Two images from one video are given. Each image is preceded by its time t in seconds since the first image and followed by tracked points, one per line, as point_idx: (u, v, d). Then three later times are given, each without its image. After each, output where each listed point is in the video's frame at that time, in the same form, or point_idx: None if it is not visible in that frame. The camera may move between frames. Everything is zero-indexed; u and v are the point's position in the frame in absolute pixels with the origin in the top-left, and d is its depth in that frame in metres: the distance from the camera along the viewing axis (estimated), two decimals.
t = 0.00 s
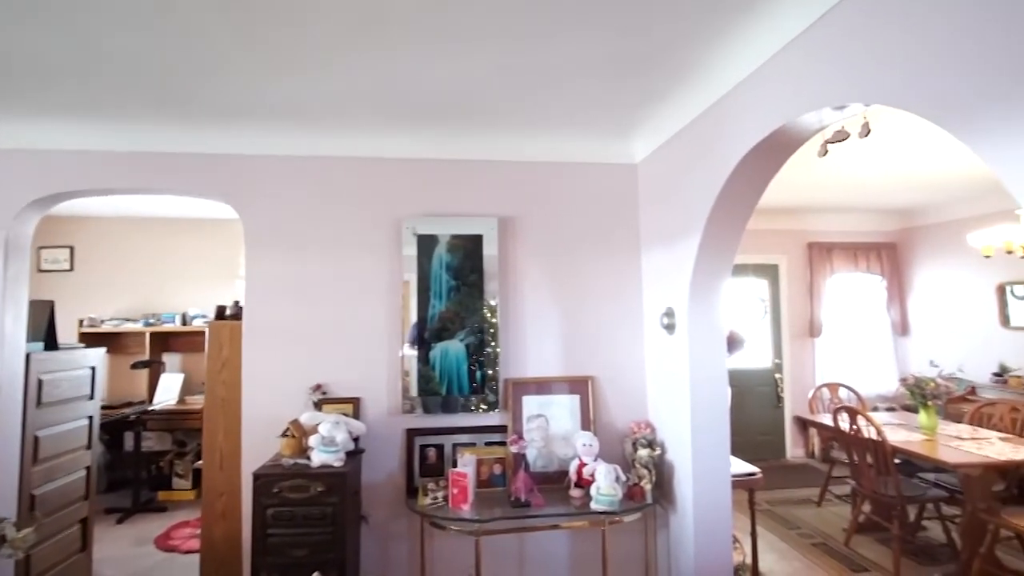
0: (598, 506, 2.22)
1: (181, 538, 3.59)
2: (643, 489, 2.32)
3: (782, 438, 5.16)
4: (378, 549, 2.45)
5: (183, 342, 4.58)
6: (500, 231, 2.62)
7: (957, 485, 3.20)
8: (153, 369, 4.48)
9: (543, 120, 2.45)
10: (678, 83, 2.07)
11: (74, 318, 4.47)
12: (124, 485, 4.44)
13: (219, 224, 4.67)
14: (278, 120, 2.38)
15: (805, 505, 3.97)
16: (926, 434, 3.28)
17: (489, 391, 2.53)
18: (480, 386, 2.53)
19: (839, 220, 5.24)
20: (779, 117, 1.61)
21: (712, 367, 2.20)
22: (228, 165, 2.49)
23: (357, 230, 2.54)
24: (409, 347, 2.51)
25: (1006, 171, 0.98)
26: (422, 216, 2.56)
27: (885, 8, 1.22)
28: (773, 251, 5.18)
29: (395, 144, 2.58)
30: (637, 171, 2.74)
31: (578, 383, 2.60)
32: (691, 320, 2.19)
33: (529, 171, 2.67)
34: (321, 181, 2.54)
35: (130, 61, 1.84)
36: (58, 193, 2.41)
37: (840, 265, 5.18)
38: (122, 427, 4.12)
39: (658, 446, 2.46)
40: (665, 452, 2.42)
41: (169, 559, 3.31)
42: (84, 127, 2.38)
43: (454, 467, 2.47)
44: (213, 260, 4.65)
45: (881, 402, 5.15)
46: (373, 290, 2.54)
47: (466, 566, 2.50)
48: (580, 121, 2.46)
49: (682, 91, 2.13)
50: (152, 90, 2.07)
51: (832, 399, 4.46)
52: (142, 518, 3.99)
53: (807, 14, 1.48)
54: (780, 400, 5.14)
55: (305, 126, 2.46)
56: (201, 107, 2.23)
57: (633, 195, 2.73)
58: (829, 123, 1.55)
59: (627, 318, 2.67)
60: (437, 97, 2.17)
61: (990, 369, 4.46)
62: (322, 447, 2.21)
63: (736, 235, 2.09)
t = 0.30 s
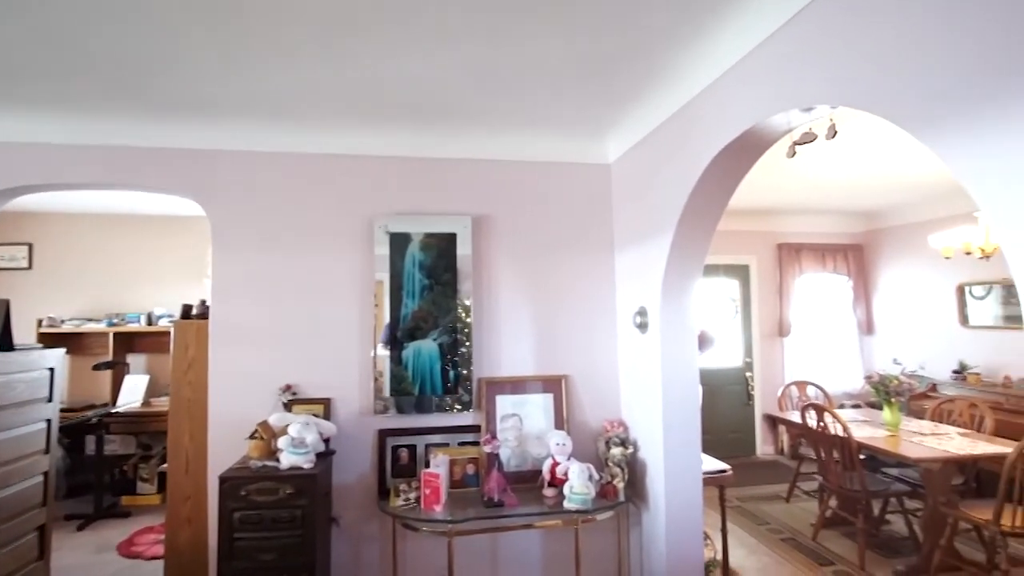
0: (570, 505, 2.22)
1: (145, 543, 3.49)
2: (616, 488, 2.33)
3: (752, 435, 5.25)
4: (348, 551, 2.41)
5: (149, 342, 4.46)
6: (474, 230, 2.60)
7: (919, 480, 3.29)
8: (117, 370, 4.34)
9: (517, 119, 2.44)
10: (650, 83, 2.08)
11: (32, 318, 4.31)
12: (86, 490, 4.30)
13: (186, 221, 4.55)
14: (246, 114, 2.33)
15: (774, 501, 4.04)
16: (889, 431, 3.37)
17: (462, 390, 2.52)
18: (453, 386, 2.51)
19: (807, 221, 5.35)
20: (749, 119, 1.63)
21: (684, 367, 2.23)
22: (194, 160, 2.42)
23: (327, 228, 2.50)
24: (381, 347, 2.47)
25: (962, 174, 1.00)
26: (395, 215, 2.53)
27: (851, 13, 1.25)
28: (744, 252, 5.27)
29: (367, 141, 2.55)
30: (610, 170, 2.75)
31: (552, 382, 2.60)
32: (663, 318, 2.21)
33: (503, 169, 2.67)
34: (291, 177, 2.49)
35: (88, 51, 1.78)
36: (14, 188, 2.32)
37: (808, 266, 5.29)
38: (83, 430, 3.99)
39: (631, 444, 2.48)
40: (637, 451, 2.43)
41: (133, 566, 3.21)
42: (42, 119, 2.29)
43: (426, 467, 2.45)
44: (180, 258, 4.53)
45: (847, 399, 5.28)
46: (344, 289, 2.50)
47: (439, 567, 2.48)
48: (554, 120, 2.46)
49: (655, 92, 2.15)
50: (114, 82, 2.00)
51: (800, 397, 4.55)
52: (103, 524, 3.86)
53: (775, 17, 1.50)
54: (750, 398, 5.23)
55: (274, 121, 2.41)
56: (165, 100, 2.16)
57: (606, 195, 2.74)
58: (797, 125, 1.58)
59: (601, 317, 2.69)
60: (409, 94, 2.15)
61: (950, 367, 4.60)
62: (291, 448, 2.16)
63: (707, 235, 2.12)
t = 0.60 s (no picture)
0: (547, 504, 2.22)
1: (111, 550, 3.39)
2: (593, 487, 2.33)
3: (727, 433, 5.32)
4: (322, 554, 2.37)
5: (116, 342, 4.34)
6: (451, 228, 2.59)
7: (887, 475, 3.37)
8: (82, 372, 4.22)
9: (496, 116, 2.43)
10: (627, 82, 2.09)
11: None
12: (49, 496, 4.16)
13: (154, 218, 4.44)
14: (218, 108, 2.28)
15: (748, 498, 4.10)
16: (859, 428, 3.44)
17: (439, 390, 2.50)
18: (429, 386, 2.49)
19: (780, 223, 5.44)
20: (725, 119, 1.64)
21: (660, 366, 2.24)
22: (163, 155, 2.36)
23: (302, 225, 2.46)
24: (356, 347, 2.44)
25: (933, 175, 1.02)
26: (371, 213, 2.50)
27: (828, 14, 1.27)
28: (719, 253, 5.33)
29: (343, 137, 2.51)
30: (587, 170, 2.76)
31: (529, 382, 2.60)
32: (640, 317, 2.22)
33: (481, 168, 2.65)
34: (264, 173, 2.44)
35: (51, 40, 1.72)
36: None
37: (781, 266, 5.38)
38: (46, 434, 3.86)
39: (607, 443, 2.49)
40: (614, 449, 2.44)
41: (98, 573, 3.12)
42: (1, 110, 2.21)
43: (402, 468, 2.42)
44: (148, 256, 4.42)
45: (818, 398, 5.38)
46: (319, 287, 2.46)
47: (415, 568, 2.45)
48: (532, 118, 2.46)
49: (632, 91, 2.16)
50: (78, 73, 1.94)
51: (773, 395, 4.63)
52: (67, 531, 3.74)
53: (751, 18, 1.52)
54: (725, 397, 5.30)
55: (248, 116, 2.36)
56: (134, 92, 2.10)
57: (584, 195, 2.74)
58: (771, 125, 1.60)
59: (578, 316, 2.69)
60: (386, 89, 2.13)
61: (917, 365, 4.73)
62: (263, 450, 2.12)
63: (683, 235, 2.13)
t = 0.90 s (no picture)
0: (529, 504, 2.21)
1: (83, 556, 3.30)
2: (575, 487, 2.33)
3: (707, 432, 5.37)
4: (301, 558, 2.34)
5: (89, 343, 4.24)
6: (433, 228, 2.57)
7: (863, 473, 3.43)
8: (53, 373, 4.11)
9: (478, 115, 2.42)
10: (610, 83, 2.10)
11: None
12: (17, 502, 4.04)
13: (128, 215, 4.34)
14: (196, 103, 2.24)
15: (728, 496, 4.14)
16: (836, 426, 3.49)
17: (421, 391, 2.48)
18: (411, 386, 2.47)
19: (759, 224, 5.51)
20: (706, 120, 1.66)
21: (641, 365, 2.25)
22: (138, 151, 2.31)
23: (281, 224, 2.43)
24: (336, 347, 2.41)
25: (911, 177, 1.04)
26: (352, 211, 2.47)
27: (809, 18, 1.28)
28: (699, 254, 5.38)
29: (324, 135, 2.48)
30: (570, 170, 2.76)
31: (511, 381, 2.59)
32: (621, 317, 2.23)
33: (464, 168, 2.64)
34: (243, 171, 2.40)
35: (20, 30, 1.67)
36: None
37: (760, 267, 5.44)
38: (15, 437, 3.75)
39: (589, 442, 2.49)
40: (596, 449, 2.45)
41: None
42: None
43: (383, 469, 2.40)
44: (121, 254, 4.32)
45: (797, 397, 5.46)
46: (299, 287, 2.43)
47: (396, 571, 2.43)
48: (514, 117, 2.45)
49: (614, 91, 2.16)
50: (49, 64, 1.89)
51: (752, 395, 4.68)
52: (37, 537, 3.64)
53: (732, 20, 1.53)
54: (705, 397, 5.35)
55: (226, 111, 2.32)
56: (109, 85, 2.06)
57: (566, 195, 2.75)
58: (752, 127, 1.61)
59: (560, 316, 2.69)
60: (368, 86, 2.11)
61: (892, 365, 4.81)
62: (241, 453, 2.08)
63: (665, 235, 2.15)
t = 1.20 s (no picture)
0: (514, 504, 2.20)
1: (57, 561, 3.22)
2: (560, 486, 2.32)
3: (691, 431, 5.40)
4: (283, 560, 2.30)
5: (64, 342, 4.13)
6: (418, 226, 2.54)
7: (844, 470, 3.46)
8: (26, 373, 4.00)
9: (464, 112, 2.40)
10: (597, 81, 2.09)
11: None
12: None
13: (104, 211, 4.24)
14: (175, 97, 2.18)
15: (712, 494, 4.16)
16: (818, 424, 3.52)
17: (405, 390, 2.45)
18: (395, 386, 2.44)
19: (743, 224, 5.56)
20: (693, 118, 1.65)
21: (627, 364, 2.25)
22: (114, 145, 2.25)
23: (263, 221, 2.38)
24: (319, 346, 2.37)
25: (898, 176, 1.04)
26: (335, 209, 2.44)
27: (797, 16, 1.28)
28: (683, 253, 5.41)
29: (307, 131, 2.45)
30: (556, 169, 2.75)
31: (497, 381, 2.57)
32: (607, 316, 2.22)
33: (450, 165, 2.62)
34: (223, 167, 2.36)
35: None
36: None
37: (744, 267, 5.49)
38: None
39: (575, 441, 2.48)
40: (582, 448, 2.44)
41: None
42: None
43: (367, 470, 2.37)
44: (98, 251, 4.22)
45: (779, 395, 5.52)
46: (281, 285, 2.39)
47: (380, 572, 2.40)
48: (501, 115, 2.44)
49: (601, 90, 2.16)
50: (20, 55, 1.83)
51: (736, 393, 4.71)
52: (9, 542, 3.54)
53: (719, 19, 1.53)
54: (689, 395, 5.38)
55: (206, 105, 2.27)
56: (83, 77, 2.00)
57: (552, 193, 2.74)
58: (738, 126, 1.61)
59: (546, 315, 2.68)
60: (352, 82, 2.08)
61: (872, 363, 4.88)
62: (220, 454, 2.04)
63: (651, 234, 2.15)
